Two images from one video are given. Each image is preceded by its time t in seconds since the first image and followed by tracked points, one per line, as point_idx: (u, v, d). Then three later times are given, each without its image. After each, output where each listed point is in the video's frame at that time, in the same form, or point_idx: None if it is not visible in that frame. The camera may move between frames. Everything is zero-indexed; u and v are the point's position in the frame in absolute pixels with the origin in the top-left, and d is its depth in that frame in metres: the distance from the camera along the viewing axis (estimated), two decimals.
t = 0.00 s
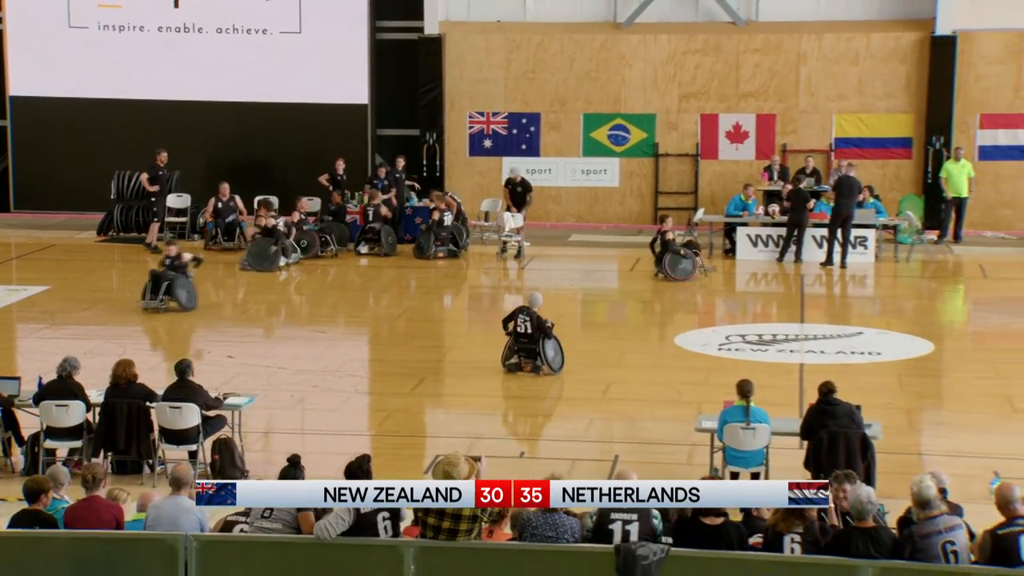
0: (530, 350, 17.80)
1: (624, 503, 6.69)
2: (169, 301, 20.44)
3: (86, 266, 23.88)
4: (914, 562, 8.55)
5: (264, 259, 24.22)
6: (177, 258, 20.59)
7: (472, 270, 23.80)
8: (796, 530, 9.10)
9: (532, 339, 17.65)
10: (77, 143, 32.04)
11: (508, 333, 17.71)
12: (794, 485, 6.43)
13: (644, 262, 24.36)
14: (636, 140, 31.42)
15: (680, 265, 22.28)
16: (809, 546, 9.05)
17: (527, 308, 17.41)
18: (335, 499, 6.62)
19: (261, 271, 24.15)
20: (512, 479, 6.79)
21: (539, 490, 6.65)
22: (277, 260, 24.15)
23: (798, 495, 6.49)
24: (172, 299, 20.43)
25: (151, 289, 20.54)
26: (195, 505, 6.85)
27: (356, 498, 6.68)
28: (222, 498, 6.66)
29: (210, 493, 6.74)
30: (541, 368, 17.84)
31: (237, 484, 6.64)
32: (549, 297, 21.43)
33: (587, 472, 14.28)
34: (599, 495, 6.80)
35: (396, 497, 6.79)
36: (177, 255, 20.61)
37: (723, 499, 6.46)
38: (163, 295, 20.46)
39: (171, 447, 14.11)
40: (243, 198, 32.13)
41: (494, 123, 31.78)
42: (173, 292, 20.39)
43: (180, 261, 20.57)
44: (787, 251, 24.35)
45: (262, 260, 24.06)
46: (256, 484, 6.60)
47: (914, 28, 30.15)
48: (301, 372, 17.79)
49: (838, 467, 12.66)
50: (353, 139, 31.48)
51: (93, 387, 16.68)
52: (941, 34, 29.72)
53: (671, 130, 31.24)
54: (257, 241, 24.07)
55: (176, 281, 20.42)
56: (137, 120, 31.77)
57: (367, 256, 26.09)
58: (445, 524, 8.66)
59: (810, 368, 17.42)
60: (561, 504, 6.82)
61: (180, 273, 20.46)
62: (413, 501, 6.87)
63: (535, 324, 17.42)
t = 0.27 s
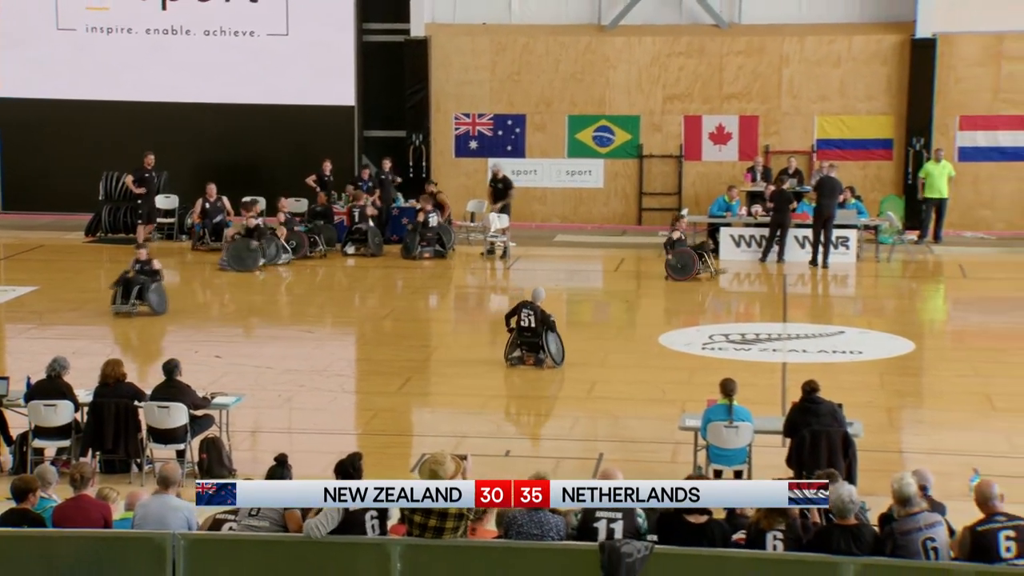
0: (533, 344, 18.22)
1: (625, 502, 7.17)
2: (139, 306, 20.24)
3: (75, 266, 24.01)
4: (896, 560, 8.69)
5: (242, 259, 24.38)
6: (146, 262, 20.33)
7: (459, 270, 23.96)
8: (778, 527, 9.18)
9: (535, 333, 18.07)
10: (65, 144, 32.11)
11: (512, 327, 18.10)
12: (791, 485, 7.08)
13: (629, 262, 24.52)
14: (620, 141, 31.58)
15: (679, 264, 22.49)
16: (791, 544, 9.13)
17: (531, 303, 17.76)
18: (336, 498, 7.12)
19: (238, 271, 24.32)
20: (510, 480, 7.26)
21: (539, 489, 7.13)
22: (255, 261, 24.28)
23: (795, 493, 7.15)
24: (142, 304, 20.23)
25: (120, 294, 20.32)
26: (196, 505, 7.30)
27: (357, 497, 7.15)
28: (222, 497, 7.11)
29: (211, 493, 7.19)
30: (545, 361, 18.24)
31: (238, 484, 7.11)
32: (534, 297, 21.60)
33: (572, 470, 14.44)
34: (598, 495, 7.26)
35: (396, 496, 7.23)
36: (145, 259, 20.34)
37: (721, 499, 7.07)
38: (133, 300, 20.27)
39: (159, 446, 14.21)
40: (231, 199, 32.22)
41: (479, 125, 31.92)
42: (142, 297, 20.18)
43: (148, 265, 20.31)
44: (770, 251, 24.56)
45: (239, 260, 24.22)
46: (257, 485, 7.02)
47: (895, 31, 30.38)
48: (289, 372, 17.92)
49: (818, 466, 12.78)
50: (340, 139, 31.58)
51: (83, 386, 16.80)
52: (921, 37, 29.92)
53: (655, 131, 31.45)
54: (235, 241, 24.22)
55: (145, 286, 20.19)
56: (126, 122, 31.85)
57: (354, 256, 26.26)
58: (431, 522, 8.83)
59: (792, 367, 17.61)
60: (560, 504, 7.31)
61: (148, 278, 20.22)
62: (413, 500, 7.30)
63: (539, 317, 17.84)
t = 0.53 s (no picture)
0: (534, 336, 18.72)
1: (624, 502, 7.11)
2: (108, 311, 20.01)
3: (63, 267, 24.15)
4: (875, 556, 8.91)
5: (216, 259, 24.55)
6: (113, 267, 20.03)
7: (444, 270, 24.15)
8: (760, 524, 9.29)
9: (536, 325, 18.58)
10: (52, 145, 32.21)
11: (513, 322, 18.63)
12: (793, 485, 6.97)
13: (613, 262, 24.71)
14: (604, 143, 31.81)
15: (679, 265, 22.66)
16: (773, 540, 9.29)
17: (532, 297, 18.37)
18: (336, 498, 6.98)
19: (213, 271, 24.49)
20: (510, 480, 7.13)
21: (539, 490, 7.02)
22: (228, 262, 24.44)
23: (798, 495, 7.02)
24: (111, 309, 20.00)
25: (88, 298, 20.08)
26: (196, 505, 7.27)
27: (357, 497, 7.03)
28: (222, 497, 7.05)
29: (211, 493, 7.15)
30: (546, 353, 18.70)
31: (237, 484, 7.05)
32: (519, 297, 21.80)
33: (556, 468, 14.60)
34: (598, 495, 7.16)
35: (396, 496, 7.11)
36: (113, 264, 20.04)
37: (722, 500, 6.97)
38: (102, 304, 20.04)
39: (148, 445, 14.31)
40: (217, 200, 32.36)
41: (465, 126, 32.08)
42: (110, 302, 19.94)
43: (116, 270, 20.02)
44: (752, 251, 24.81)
45: (213, 260, 24.38)
46: (257, 486, 6.96)
47: (874, 33, 30.63)
48: (276, 372, 18.08)
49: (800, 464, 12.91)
50: (326, 140, 31.73)
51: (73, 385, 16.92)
52: (900, 39, 30.21)
53: (638, 133, 31.65)
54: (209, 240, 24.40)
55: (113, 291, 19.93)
56: (112, 124, 31.98)
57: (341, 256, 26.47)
58: (418, 520, 9.06)
59: (774, 366, 17.80)
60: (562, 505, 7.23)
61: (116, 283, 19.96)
62: (413, 501, 7.18)
63: (541, 308, 18.37)
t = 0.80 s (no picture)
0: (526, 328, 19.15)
1: (624, 502, 7.46)
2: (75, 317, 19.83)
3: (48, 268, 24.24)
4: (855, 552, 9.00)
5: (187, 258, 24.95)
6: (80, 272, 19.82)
7: (428, 270, 24.30)
8: (740, 522, 9.45)
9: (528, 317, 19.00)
10: (37, 146, 32.29)
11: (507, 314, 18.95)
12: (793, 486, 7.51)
13: (596, 263, 24.88)
14: (586, 144, 31.98)
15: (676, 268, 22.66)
16: (753, 537, 9.43)
17: (526, 290, 18.70)
18: (336, 498, 7.35)
19: (184, 271, 24.90)
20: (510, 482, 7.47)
21: (540, 489, 7.38)
22: (196, 262, 24.87)
23: (796, 495, 7.62)
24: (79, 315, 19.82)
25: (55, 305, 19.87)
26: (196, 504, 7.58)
27: (356, 497, 7.37)
28: (223, 497, 7.35)
29: (211, 493, 7.45)
30: (538, 344, 19.17)
31: (236, 484, 7.34)
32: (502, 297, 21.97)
33: (538, 466, 14.76)
34: (598, 494, 7.45)
35: (396, 496, 7.47)
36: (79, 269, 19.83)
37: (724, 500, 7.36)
38: (70, 310, 19.84)
39: (133, 444, 14.39)
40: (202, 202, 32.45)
41: (449, 128, 32.22)
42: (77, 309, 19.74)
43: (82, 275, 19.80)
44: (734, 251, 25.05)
45: (183, 260, 24.79)
46: (260, 485, 7.29)
47: (853, 36, 30.89)
48: (260, 371, 18.21)
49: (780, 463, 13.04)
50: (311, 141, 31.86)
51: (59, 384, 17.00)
52: (879, 42, 30.47)
53: (621, 134, 31.85)
54: (179, 241, 24.76)
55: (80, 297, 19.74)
56: (97, 126, 32.06)
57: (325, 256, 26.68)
58: (401, 518, 9.21)
59: (754, 365, 17.99)
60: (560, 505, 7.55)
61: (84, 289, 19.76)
62: (412, 500, 7.51)
63: (535, 301, 18.76)
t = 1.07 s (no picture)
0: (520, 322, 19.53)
1: (625, 502, 6.90)
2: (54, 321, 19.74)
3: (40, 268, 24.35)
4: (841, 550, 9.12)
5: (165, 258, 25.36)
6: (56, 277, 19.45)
7: (417, 271, 24.42)
8: (729, 520, 9.61)
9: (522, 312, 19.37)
10: (28, 147, 32.40)
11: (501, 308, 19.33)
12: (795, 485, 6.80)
13: (584, 263, 25.02)
14: (575, 145, 32.12)
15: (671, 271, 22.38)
16: (741, 536, 9.55)
17: (519, 285, 19.07)
18: (335, 498, 6.81)
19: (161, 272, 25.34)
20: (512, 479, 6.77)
21: (541, 489, 6.69)
22: (173, 262, 25.19)
23: (799, 495, 6.88)
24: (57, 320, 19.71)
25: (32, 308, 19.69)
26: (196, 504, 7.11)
27: (355, 497, 6.89)
28: (222, 497, 6.87)
29: (210, 493, 6.99)
30: (532, 338, 19.56)
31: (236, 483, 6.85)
32: (491, 297, 22.11)
33: (527, 464, 14.87)
34: (598, 494, 6.88)
35: (396, 496, 6.96)
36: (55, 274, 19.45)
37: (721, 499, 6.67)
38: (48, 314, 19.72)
39: (124, 443, 14.47)
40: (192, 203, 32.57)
41: (438, 129, 32.34)
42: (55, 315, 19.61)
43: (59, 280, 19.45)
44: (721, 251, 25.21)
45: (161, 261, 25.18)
46: (255, 484, 6.72)
47: (838, 38, 31.08)
48: (250, 371, 18.32)
49: (767, 462, 13.13)
50: (301, 142, 31.98)
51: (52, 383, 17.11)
52: (864, 44, 30.66)
53: (609, 135, 31.99)
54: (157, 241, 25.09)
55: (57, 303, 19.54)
56: (88, 127, 32.15)
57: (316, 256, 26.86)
58: (392, 516, 9.31)
59: (741, 364, 18.13)
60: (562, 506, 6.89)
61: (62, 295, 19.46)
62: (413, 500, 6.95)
63: (528, 297, 19.15)
